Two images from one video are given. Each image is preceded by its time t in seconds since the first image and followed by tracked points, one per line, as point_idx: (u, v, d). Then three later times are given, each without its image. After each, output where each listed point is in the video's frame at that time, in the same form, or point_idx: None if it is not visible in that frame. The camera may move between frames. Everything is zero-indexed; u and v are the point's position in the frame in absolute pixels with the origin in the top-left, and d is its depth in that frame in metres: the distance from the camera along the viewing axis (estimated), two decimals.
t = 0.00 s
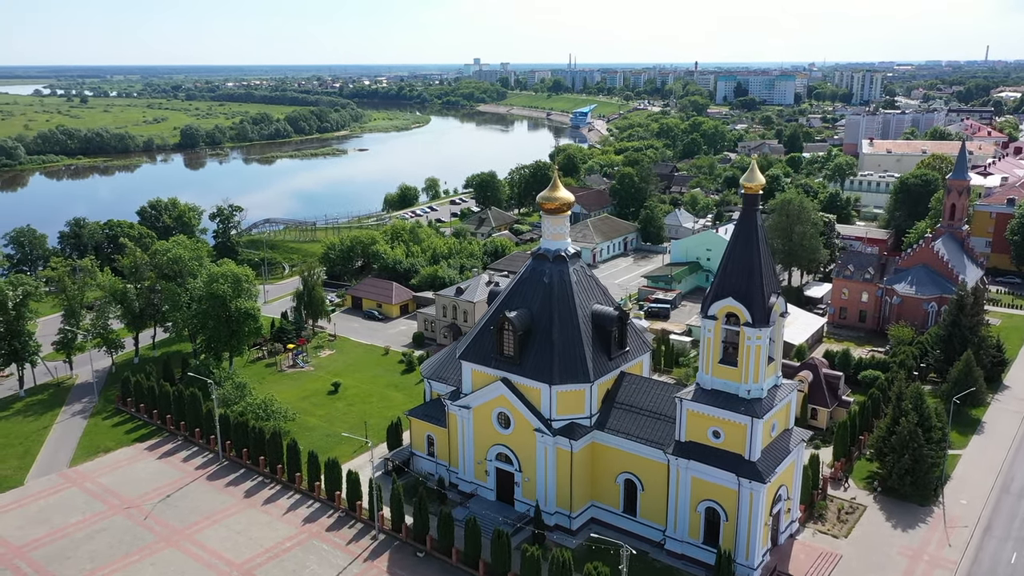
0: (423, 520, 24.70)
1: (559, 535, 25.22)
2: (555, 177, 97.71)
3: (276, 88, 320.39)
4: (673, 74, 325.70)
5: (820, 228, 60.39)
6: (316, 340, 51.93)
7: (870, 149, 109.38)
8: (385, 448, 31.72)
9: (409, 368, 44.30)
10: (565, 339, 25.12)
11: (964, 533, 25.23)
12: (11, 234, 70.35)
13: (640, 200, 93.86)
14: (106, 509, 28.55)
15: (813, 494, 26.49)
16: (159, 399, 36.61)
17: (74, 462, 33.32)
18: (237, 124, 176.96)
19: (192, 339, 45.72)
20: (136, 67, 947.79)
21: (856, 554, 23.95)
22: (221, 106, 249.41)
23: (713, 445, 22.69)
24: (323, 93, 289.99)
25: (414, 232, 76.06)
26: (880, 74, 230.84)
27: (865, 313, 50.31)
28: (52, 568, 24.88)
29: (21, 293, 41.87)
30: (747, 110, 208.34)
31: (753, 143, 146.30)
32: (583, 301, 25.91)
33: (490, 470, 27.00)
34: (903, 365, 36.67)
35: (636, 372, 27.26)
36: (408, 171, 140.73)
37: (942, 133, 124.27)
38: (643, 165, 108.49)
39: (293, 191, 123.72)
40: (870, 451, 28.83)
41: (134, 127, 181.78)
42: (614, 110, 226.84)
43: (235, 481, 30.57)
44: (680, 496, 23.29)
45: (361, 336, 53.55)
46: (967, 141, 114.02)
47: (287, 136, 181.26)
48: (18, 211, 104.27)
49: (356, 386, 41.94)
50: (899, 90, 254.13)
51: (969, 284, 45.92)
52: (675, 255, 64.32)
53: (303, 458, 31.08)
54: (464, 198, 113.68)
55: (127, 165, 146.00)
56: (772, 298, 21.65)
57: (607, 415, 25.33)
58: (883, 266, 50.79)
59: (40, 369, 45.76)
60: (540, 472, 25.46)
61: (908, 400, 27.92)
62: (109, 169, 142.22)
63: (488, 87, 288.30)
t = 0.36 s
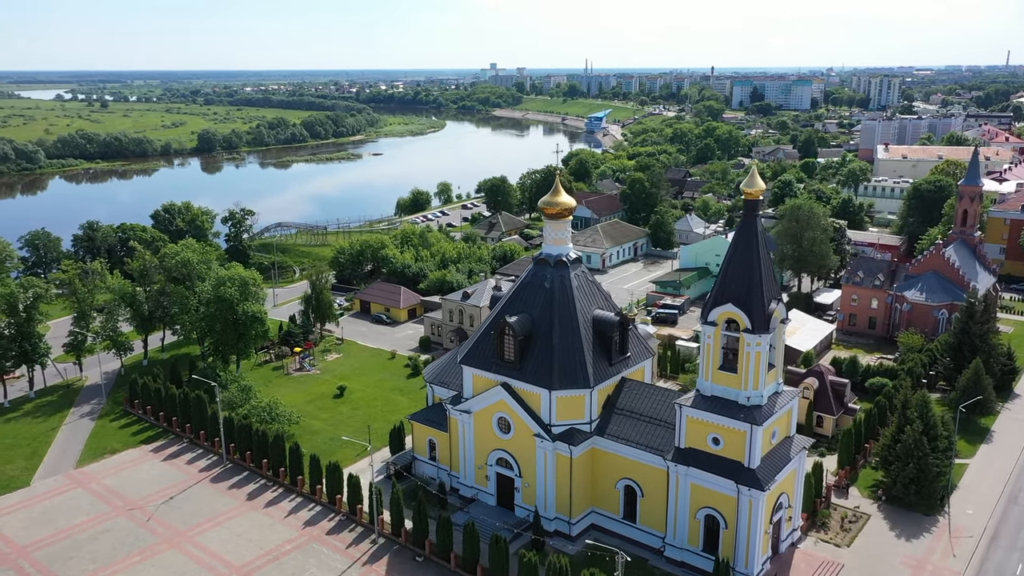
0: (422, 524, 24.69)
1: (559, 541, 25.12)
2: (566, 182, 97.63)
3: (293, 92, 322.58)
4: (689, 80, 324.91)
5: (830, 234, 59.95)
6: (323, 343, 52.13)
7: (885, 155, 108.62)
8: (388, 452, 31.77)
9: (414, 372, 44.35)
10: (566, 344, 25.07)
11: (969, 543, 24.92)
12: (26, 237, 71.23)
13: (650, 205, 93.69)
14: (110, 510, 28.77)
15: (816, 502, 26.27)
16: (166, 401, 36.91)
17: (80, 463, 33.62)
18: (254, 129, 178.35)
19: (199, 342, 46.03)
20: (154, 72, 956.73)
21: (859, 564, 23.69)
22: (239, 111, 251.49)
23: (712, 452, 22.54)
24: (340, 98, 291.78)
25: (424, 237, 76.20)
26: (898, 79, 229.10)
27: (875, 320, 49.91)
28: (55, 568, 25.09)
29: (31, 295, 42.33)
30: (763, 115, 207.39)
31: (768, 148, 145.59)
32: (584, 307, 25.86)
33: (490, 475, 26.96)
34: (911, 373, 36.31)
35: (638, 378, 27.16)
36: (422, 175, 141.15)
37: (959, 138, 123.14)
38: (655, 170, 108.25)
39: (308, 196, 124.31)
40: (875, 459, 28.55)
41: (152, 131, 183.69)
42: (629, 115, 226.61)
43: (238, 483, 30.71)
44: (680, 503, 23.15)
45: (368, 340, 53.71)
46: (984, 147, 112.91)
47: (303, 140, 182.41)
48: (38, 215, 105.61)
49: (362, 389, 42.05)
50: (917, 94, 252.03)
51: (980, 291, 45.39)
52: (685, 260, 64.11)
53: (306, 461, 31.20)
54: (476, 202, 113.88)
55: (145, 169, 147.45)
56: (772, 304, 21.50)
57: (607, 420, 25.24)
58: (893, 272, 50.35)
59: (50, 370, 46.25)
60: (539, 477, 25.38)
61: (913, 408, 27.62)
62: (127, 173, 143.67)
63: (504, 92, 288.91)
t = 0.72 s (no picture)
0: (421, 529, 24.68)
1: (558, 547, 25.03)
2: (577, 187, 97.60)
3: (310, 97, 324.80)
4: (706, 85, 323.96)
5: (840, 240, 59.47)
6: (331, 347, 52.30)
7: (901, 160, 107.76)
8: (391, 456, 31.77)
9: (420, 376, 44.41)
10: (566, 349, 25.01)
11: (974, 554, 24.60)
12: (41, 240, 72.06)
13: (661, 210, 93.48)
14: (113, 511, 28.97)
15: (818, 510, 26.03)
16: (172, 403, 37.16)
17: (86, 464, 33.88)
18: (271, 133, 179.62)
19: (207, 344, 46.36)
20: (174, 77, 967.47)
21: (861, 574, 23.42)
22: (257, 116, 253.55)
23: (712, 458, 22.38)
24: (356, 102, 293.29)
25: (433, 241, 76.33)
26: (916, 84, 227.22)
27: (884, 326, 49.45)
28: (57, 568, 25.28)
29: (42, 297, 42.77)
30: (779, 121, 206.46)
31: (782, 153, 144.80)
32: (585, 311, 25.79)
33: (491, 480, 26.91)
34: (919, 381, 35.90)
35: (639, 383, 27.03)
36: (436, 180, 141.55)
37: (976, 143, 121.92)
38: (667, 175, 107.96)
39: (323, 200, 124.99)
40: (880, 467, 28.28)
41: (171, 135, 185.39)
42: (644, 120, 226.25)
43: (241, 486, 30.83)
44: (678, 510, 23.03)
45: (375, 344, 53.85)
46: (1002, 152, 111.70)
47: (319, 145, 183.43)
48: (57, 218, 106.95)
49: (367, 393, 42.17)
50: (936, 100, 249.86)
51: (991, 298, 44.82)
52: (694, 266, 63.86)
53: (309, 464, 31.33)
54: (488, 207, 114.02)
55: (162, 173, 148.80)
56: (772, 310, 21.36)
57: (607, 426, 25.15)
58: (903, 278, 49.91)
59: (61, 372, 46.74)
60: (539, 483, 25.31)
61: (918, 416, 27.29)
62: (144, 177, 145.02)
63: (520, 96, 289.30)
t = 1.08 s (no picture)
0: (420, 533, 24.68)
1: (558, 552, 24.94)
2: (588, 192, 97.50)
3: (327, 101, 326.97)
4: (723, 89, 322.76)
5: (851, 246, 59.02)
6: (338, 351, 52.49)
7: (916, 166, 106.87)
8: (393, 460, 31.83)
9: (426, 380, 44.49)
10: (566, 354, 24.95)
11: (979, 565, 24.29)
12: (56, 243, 72.96)
13: (672, 215, 93.12)
14: (117, 512, 29.16)
15: (821, 519, 25.81)
16: (178, 405, 37.40)
17: (93, 465, 34.17)
18: (287, 138, 180.81)
19: (216, 347, 46.65)
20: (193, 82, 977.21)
21: None
22: (275, 120, 255.56)
23: (711, 465, 22.24)
24: (373, 107, 294.95)
25: (443, 245, 76.42)
26: (935, 89, 225.17)
27: (894, 333, 49.00)
28: (60, 568, 25.47)
29: (52, 299, 43.19)
30: (795, 126, 205.47)
31: (797, 158, 143.96)
32: (586, 316, 25.72)
33: (491, 484, 26.87)
34: (928, 389, 35.57)
35: (641, 389, 26.93)
36: (450, 184, 141.79)
37: (993, 149, 120.66)
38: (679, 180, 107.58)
39: (337, 204, 125.53)
40: (885, 476, 28.00)
41: (188, 140, 187.12)
42: (660, 125, 225.73)
43: (244, 488, 30.97)
44: (677, 516, 22.90)
45: (382, 347, 54.01)
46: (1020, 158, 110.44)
47: (335, 149, 184.35)
48: (75, 221, 108.30)
49: (372, 396, 42.30)
50: (955, 105, 247.55)
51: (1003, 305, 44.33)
52: (703, 272, 63.64)
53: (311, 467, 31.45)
54: (500, 211, 114.16)
55: (180, 177, 150.23)
56: (772, 316, 21.21)
57: (608, 431, 25.06)
58: (914, 285, 49.47)
59: (71, 373, 47.23)
60: (539, 488, 25.24)
61: (924, 424, 27.01)
62: (162, 181, 146.45)
63: (535, 101, 289.70)
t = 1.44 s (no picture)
0: (419, 537, 24.69)
1: (557, 558, 24.82)
2: (600, 197, 97.28)
3: (345, 107, 328.79)
4: (739, 94, 321.42)
5: (861, 252, 58.50)
6: (345, 354, 52.67)
7: (932, 171, 105.82)
8: (396, 464, 31.85)
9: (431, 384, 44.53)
10: (567, 359, 24.89)
11: None
12: (70, 246, 73.70)
13: (683, 220, 92.82)
14: (121, 513, 29.37)
15: (824, 527, 25.58)
16: (184, 407, 37.65)
17: (99, 466, 34.46)
18: (303, 142, 181.79)
19: (223, 350, 46.94)
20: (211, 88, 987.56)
21: None
22: (293, 125, 257.21)
23: (710, 472, 22.10)
24: (389, 112, 296.31)
25: (453, 250, 76.55)
26: (953, 94, 222.92)
27: (904, 340, 48.49)
28: (62, 568, 25.66)
29: (62, 302, 43.68)
30: (811, 131, 204.28)
31: (812, 164, 143.02)
32: (587, 321, 25.66)
33: (492, 489, 26.83)
34: (936, 396, 35.16)
35: (642, 395, 26.80)
36: (464, 189, 142.00)
37: (1011, 154, 119.22)
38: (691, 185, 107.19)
39: (352, 208, 126.16)
40: (890, 484, 27.71)
41: (206, 144, 188.56)
42: (675, 131, 225.00)
43: (247, 491, 31.09)
44: (676, 523, 22.77)
45: (389, 351, 54.13)
46: None
47: (350, 153, 185.07)
48: (92, 224, 109.38)
49: (377, 400, 42.37)
50: (974, 110, 244.96)
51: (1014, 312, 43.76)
52: (712, 277, 63.33)
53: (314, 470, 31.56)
54: (511, 216, 114.18)
55: (196, 181, 151.45)
56: (772, 322, 21.06)
57: (608, 437, 24.97)
58: (924, 291, 48.96)
59: (81, 375, 47.71)
60: (539, 493, 25.16)
61: (929, 432, 26.71)
62: (179, 185, 147.67)
63: (551, 106, 289.82)
